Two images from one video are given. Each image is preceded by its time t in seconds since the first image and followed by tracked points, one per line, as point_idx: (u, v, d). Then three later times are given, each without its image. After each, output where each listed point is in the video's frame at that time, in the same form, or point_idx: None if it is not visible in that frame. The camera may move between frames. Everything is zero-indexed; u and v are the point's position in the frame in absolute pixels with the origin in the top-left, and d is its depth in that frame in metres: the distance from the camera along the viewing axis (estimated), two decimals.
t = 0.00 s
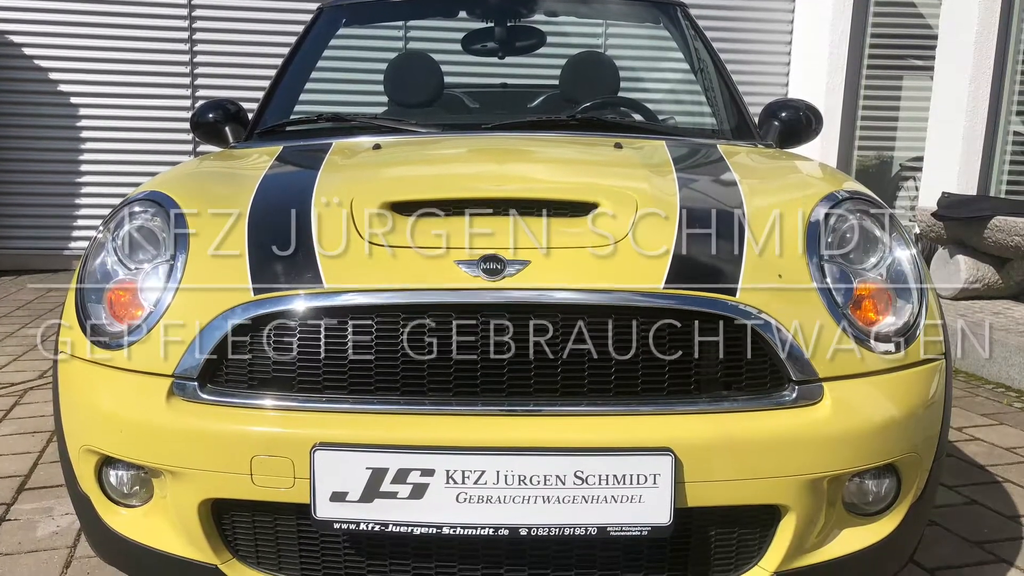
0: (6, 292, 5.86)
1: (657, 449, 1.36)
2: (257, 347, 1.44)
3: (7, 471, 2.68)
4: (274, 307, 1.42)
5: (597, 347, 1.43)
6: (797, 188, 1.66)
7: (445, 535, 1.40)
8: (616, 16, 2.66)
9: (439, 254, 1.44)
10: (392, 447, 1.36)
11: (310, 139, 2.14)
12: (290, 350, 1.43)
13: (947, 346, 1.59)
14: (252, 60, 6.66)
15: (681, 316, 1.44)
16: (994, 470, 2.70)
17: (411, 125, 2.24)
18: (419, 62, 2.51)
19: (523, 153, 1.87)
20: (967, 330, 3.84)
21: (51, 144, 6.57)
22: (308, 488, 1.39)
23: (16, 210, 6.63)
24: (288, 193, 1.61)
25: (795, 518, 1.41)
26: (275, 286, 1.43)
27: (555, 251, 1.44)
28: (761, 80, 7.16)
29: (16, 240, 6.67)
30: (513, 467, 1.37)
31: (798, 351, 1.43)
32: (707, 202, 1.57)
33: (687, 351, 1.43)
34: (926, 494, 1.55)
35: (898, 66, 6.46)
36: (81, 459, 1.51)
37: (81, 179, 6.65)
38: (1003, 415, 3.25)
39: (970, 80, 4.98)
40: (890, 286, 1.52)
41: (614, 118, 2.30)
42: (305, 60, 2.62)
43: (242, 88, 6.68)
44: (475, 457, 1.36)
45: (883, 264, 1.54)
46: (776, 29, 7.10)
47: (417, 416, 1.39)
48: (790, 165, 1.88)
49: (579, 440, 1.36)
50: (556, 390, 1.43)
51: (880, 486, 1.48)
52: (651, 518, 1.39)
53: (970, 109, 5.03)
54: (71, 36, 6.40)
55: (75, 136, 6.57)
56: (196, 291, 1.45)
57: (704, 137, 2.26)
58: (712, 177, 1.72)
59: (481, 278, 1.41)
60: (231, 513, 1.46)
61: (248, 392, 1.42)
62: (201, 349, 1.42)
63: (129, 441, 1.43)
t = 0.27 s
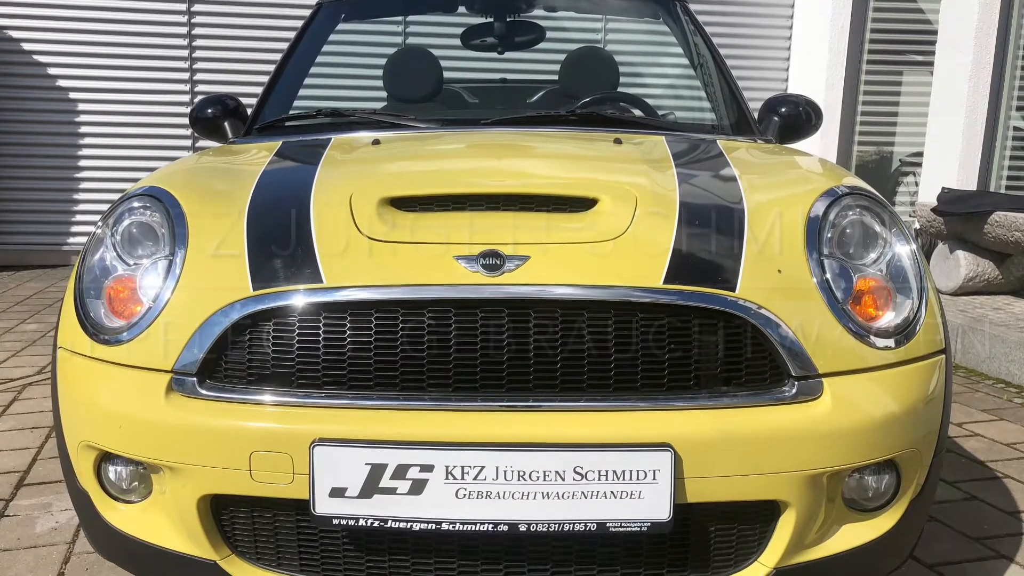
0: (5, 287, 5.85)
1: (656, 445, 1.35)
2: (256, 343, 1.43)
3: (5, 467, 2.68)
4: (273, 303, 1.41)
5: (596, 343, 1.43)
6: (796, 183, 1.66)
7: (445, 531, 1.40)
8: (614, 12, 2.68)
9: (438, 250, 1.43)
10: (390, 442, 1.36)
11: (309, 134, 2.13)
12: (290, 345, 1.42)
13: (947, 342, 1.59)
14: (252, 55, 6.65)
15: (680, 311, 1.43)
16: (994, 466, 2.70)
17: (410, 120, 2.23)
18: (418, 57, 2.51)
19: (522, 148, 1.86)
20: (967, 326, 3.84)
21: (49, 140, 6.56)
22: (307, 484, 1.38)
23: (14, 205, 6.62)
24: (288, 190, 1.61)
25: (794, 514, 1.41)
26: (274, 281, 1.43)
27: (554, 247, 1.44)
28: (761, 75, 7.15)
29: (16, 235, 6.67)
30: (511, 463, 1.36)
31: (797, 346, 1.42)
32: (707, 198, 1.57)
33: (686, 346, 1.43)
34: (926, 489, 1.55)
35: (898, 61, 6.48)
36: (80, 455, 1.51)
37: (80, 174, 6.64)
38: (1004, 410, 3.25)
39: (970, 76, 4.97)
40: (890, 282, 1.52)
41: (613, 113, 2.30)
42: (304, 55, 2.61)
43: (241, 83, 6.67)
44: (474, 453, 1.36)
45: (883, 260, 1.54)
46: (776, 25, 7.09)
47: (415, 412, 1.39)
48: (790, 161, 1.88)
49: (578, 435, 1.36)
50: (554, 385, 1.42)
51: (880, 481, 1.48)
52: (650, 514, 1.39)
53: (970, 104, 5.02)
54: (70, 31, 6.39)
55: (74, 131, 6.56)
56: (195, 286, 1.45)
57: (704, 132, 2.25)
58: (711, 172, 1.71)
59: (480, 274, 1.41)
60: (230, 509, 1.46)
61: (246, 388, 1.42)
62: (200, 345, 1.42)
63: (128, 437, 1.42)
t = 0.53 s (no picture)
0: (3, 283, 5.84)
1: (656, 441, 1.35)
2: (255, 339, 1.43)
3: (4, 462, 2.67)
4: (272, 298, 1.41)
5: (596, 338, 1.42)
6: (796, 179, 1.66)
7: (444, 527, 1.40)
8: (614, 7, 2.67)
9: (437, 245, 1.43)
10: (389, 438, 1.36)
11: (308, 130, 2.12)
12: (289, 341, 1.42)
13: (948, 337, 1.58)
14: (251, 51, 6.64)
15: (680, 307, 1.43)
16: (994, 461, 2.70)
17: (409, 116, 2.23)
18: (418, 53, 2.51)
19: (521, 143, 1.86)
20: (967, 321, 3.83)
21: (48, 135, 6.54)
22: (306, 480, 1.38)
23: (13, 201, 6.60)
24: (288, 185, 1.61)
25: (794, 510, 1.41)
26: (273, 277, 1.42)
27: (554, 242, 1.43)
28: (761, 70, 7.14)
29: (14, 231, 6.66)
30: (511, 459, 1.36)
31: (796, 342, 1.42)
32: (707, 194, 1.57)
33: (686, 342, 1.43)
34: (926, 485, 1.55)
35: (898, 57, 6.42)
36: (79, 450, 1.51)
37: (78, 169, 6.62)
38: (1003, 406, 3.25)
39: (970, 71, 4.97)
40: (890, 277, 1.52)
41: (613, 108, 2.29)
42: (304, 50, 2.61)
43: (240, 78, 6.66)
44: (473, 449, 1.36)
45: (883, 256, 1.54)
46: (776, 20, 7.07)
47: (414, 407, 1.38)
48: (790, 156, 1.87)
49: (578, 431, 1.36)
50: (553, 381, 1.42)
51: (880, 477, 1.48)
52: (650, 510, 1.39)
53: (970, 100, 5.02)
54: (69, 27, 6.38)
55: (72, 127, 6.55)
56: (195, 281, 1.44)
57: (704, 127, 2.25)
58: (711, 168, 1.71)
59: (479, 269, 1.40)
60: (229, 505, 1.46)
61: (245, 384, 1.41)
62: (200, 340, 1.41)
63: (127, 432, 1.42)
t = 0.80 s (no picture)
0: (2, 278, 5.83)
1: (655, 436, 1.35)
2: (254, 334, 1.43)
3: (2, 458, 2.67)
4: (272, 293, 1.40)
5: (595, 334, 1.42)
6: (796, 174, 1.66)
7: (443, 523, 1.40)
8: (614, 3, 2.67)
9: (437, 241, 1.43)
10: (388, 433, 1.36)
11: (307, 125, 2.12)
12: (288, 336, 1.42)
13: (947, 333, 1.58)
14: (250, 46, 6.63)
15: (679, 302, 1.43)
16: (994, 457, 2.71)
17: (409, 111, 2.22)
18: (418, 47, 2.50)
19: (521, 139, 1.86)
20: (967, 317, 3.83)
21: (46, 130, 6.53)
22: (306, 476, 1.38)
23: (12, 196, 6.59)
24: (287, 180, 1.61)
25: (794, 505, 1.41)
26: (272, 272, 1.42)
27: (554, 238, 1.43)
28: (761, 66, 7.12)
29: (13, 226, 6.65)
30: (510, 455, 1.36)
31: (795, 337, 1.42)
32: (706, 189, 1.57)
33: (686, 337, 1.42)
34: (926, 480, 1.55)
35: (898, 52, 6.42)
36: (78, 446, 1.50)
37: (77, 165, 6.61)
38: (1004, 402, 3.25)
39: (970, 66, 4.97)
40: (890, 272, 1.52)
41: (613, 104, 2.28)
42: (303, 44, 2.60)
43: (240, 74, 6.65)
44: (472, 444, 1.35)
45: (883, 251, 1.53)
46: (776, 15, 7.06)
47: (413, 403, 1.38)
48: (789, 152, 1.87)
49: (577, 426, 1.36)
50: (553, 376, 1.41)
51: (879, 473, 1.48)
52: (649, 506, 1.39)
53: (970, 95, 5.01)
54: (68, 22, 6.36)
55: (71, 122, 6.53)
56: (194, 277, 1.44)
57: (704, 123, 2.24)
58: (711, 163, 1.70)
59: (479, 265, 1.40)
60: (228, 500, 1.45)
61: (244, 379, 1.41)
62: (199, 336, 1.41)
63: (126, 428, 1.42)
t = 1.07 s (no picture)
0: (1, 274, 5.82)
1: (655, 432, 1.35)
2: (253, 330, 1.42)
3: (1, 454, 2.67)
4: (271, 289, 1.40)
5: (595, 329, 1.42)
6: (796, 169, 1.65)
7: (442, 519, 1.40)
8: None
9: (436, 236, 1.42)
10: (387, 429, 1.36)
11: (306, 120, 2.11)
12: (288, 332, 1.41)
13: (947, 328, 1.58)
14: (249, 41, 6.62)
15: (679, 298, 1.42)
16: (994, 453, 2.71)
17: (408, 106, 2.21)
18: (419, 42, 2.50)
19: (520, 134, 1.85)
20: (967, 312, 3.83)
21: (45, 125, 6.51)
22: (305, 471, 1.38)
23: (11, 191, 6.58)
24: (286, 175, 1.60)
25: (793, 501, 1.41)
26: (272, 268, 1.41)
27: (553, 233, 1.43)
28: (761, 61, 7.11)
29: (12, 221, 6.64)
30: (509, 450, 1.36)
31: (795, 333, 1.42)
32: (706, 184, 1.56)
33: (685, 333, 1.42)
34: (926, 476, 1.55)
35: (898, 47, 6.42)
36: (76, 442, 1.50)
37: (76, 160, 6.60)
38: (1004, 397, 3.25)
39: (970, 61, 4.96)
40: (890, 268, 1.51)
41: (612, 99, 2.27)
42: (303, 39, 2.59)
43: (239, 69, 6.64)
44: (471, 440, 1.35)
45: (883, 247, 1.53)
46: (776, 10, 7.05)
47: (412, 399, 1.38)
48: (789, 147, 1.86)
49: (577, 422, 1.36)
50: (552, 372, 1.41)
51: (879, 469, 1.48)
52: (648, 501, 1.38)
53: (971, 91, 5.01)
54: (67, 17, 6.35)
55: (70, 117, 6.52)
56: (194, 272, 1.43)
57: (703, 118, 2.23)
58: (711, 158, 1.70)
59: (478, 260, 1.40)
60: (227, 496, 1.45)
61: (243, 375, 1.40)
62: (198, 331, 1.41)
63: (125, 423, 1.42)
